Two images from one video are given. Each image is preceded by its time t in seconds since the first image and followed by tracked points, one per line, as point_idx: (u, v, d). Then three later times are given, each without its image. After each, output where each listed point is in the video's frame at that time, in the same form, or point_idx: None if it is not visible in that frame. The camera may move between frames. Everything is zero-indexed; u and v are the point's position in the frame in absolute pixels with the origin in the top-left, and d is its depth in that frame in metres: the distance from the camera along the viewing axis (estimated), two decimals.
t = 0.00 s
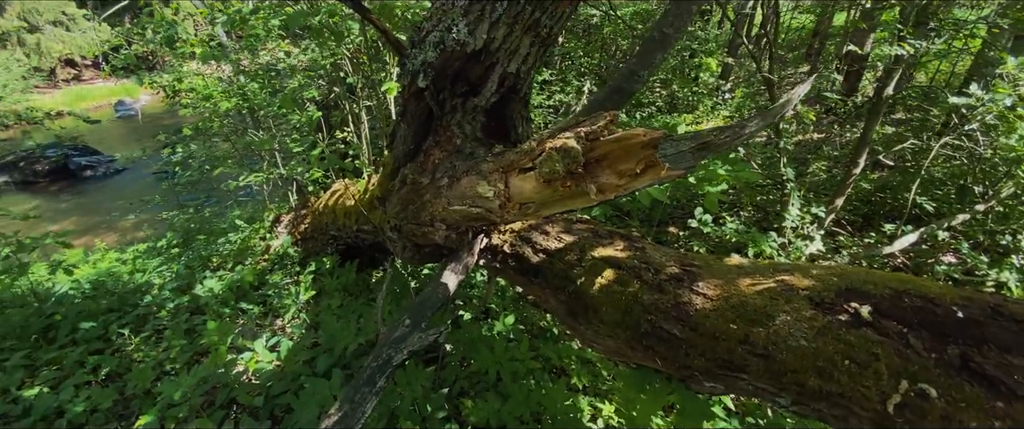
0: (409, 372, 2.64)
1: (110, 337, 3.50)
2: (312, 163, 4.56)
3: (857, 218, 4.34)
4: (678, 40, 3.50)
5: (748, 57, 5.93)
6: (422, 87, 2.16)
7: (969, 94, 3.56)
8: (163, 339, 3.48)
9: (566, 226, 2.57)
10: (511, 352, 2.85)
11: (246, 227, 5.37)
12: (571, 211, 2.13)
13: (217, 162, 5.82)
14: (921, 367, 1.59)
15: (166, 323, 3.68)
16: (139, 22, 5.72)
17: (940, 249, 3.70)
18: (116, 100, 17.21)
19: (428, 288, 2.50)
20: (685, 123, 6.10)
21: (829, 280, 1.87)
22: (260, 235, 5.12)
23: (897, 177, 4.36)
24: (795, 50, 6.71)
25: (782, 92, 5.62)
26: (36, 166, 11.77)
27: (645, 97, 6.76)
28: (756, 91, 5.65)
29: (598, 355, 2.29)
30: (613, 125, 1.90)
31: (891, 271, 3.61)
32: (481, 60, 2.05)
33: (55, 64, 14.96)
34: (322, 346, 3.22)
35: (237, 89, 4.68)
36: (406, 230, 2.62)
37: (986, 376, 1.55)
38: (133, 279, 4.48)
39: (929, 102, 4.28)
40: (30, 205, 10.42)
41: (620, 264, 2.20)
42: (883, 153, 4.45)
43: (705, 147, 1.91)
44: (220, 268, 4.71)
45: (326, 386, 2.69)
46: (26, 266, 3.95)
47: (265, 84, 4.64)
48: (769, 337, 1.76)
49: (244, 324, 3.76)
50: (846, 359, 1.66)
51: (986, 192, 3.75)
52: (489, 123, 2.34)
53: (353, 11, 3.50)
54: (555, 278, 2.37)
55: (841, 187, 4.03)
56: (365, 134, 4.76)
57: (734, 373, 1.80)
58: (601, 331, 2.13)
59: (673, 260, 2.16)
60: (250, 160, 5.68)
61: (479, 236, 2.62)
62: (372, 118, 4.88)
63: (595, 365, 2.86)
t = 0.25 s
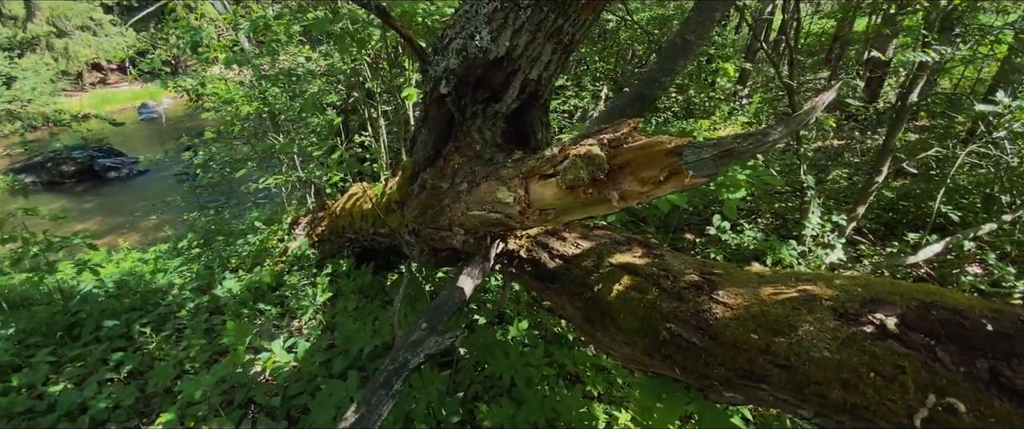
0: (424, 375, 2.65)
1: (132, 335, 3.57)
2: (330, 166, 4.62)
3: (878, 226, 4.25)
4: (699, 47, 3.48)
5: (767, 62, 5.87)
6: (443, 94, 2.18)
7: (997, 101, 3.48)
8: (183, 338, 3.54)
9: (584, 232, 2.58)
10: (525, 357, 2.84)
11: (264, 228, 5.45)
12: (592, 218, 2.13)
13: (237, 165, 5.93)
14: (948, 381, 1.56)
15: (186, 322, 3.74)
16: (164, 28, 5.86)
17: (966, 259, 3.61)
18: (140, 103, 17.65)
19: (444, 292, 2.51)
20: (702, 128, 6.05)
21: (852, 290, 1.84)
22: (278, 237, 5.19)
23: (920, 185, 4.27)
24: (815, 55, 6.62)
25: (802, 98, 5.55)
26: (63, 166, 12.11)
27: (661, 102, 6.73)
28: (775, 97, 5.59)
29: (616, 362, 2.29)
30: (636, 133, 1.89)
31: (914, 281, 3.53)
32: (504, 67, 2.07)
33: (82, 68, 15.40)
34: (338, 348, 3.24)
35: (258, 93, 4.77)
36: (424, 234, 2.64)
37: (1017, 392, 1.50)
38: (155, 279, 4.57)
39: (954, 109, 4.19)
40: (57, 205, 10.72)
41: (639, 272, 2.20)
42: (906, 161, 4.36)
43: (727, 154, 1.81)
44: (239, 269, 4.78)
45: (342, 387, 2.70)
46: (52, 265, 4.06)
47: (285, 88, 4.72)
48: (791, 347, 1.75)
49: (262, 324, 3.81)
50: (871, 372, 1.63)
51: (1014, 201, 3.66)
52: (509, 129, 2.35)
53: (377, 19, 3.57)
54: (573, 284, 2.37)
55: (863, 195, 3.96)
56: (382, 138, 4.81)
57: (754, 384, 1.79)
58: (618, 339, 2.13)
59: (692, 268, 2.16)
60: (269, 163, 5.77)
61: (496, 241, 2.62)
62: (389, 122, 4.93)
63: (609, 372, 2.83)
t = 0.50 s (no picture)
0: (443, 378, 2.66)
1: (158, 332, 3.65)
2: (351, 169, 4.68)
3: (905, 233, 4.14)
4: (723, 52, 3.45)
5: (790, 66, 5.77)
6: (467, 98, 2.21)
7: None
8: (207, 337, 3.61)
9: (603, 236, 2.57)
10: (543, 361, 2.83)
11: (286, 229, 5.55)
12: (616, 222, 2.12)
13: (260, 167, 6.05)
14: (983, 394, 1.52)
15: (210, 321, 3.82)
16: (192, 33, 6.01)
17: (998, 268, 3.50)
18: (167, 106, 18.12)
19: (464, 295, 2.52)
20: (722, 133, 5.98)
21: (881, 299, 1.79)
22: (299, 238, 5.28)
23: (951, 191, 4.15)
24: (839, 58, 6.50)
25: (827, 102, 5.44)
26: (93, 168, 12.50)
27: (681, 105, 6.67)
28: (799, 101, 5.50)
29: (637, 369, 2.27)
30: (663, 137, 1.85)
31: (944, 290, 3.42)
32: (528, 72, 2.08)
33: (113, 72, 15.88)
34: (357, 348, 3.27)
35: (281, 97, 4.86)
36: (445, 237, 2.66)
37: None
38: (180, 278, 4.68)
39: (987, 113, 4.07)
40: (87, 206, 11.06)
41: (660, 277, 2.19)
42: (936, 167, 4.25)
43: (755, 160, 1.88)
44: (261, 270, 4.87)
45: (361, 388, 2.73)
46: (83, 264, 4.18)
47: (308, 92, 4.80)
48: (818, 356, 1.72)
49: (283, 324, 3.87)
50: (901, 383, 1.60)
51: None
52: (531, 133, 2.37)
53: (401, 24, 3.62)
54: (593, 289, 2.37)
55: (891, 202, 3.87)
56: (402, 141, 4.86)
57: (780, 393, 1.77)
58: (639, 345, 2.12)
59: (714, 274, 2.14)
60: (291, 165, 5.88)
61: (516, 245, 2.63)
62: (409, 125, 4.98)
63: (628, 378, 2.79)
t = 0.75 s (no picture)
0: (459, 379, 2.66)
1: (181, 330, 3.73)
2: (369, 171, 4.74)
3: (931, 239, 4.04)
4: (747, 56, 3.42)
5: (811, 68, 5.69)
6: (489, 101, 2.22)
7: None
8: (228, 334, 3.68)
9: (621, 240, 2.56)
10: (559, 364, 2.82)
11: (305, 230, 5.64)
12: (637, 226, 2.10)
13: (280, 168, 6.15)
14: (1016, 406, 1.47)
15: (230, 319, 3.89)
16: (215, 37, 6.15)
17: None
18: (189, 108, 18.54)
19: (480, 297, 2.53)
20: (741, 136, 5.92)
21: (908, 306, 1.76)
22: (316, 239, 5.35)
23: (980, 197, 4.05)
24: (861, 60, 6.39)
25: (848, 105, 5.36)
26: (118, 168, 12.83)
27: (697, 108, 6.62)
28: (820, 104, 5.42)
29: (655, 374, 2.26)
30: (688, 140, 1.82)
31: (972, 298, 3.33)
32: (550, 75, 2.09)
33: (138, 75, 16.29)
34: (374, 348, 3.30)
35: (302, 100, 4.94)
36: (463, 238, 2.68)
37: None
38: (202, 277, 4.77)
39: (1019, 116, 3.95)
40: (112, 205, 11.35)
41: (679, 281, 2.18)
42: (964, 171, 4.14)
43: (778, 163, 1.88)
44: (279, 269, 4.95)
45: (377, 388, 2.74)
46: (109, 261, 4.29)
47: (328, 95, 4.88)
48: (842, 364, 1.69)
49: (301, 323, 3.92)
50: (929, 393, 1.56)
51: None
52: (552, 135, 2.38)
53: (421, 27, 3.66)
54: (610, 293, 2.36)
55: (916, 207, 3.78)
56: (420, 143, 4.89)
57: (802, 401, 1.74)
58: (658, 349, 2.11)
59: (735, 279, 2.12)
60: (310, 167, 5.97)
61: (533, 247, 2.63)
62: (426, 127, 5.02)
63: (644, 383, 2.76)
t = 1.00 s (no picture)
0: (475, 382, 2.66)
1: (204, 328, 3.81)
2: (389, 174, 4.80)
3: (959, 248, 3.93)
4: (771, 61, 3.38)
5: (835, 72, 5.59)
6: (511, 106, 2.24)
7: None
8: (249, 333, 3.74)
9: (640, 245, 2.55)
10: (575, 369, 2.81)
11: (324, 232, 5.72)
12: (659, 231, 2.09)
13: (300, 170, 6.25)
14: None
15: (251, 318, 3.96)
16: (238, 42, 6.27)
17: None
18: (213, 111, 18.97)
19: (498, 300, 2.54)
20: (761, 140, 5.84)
21: (938, 316, 1.71)
22: (335, 240, 5.42)
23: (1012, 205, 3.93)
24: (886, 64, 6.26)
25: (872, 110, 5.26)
26: (144, 169, 13.18)
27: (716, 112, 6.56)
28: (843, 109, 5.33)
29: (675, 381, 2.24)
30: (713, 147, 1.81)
31: (1003, 309, 3.22)
32: (572, 80, 2.09)
33: (164, 78, 16.72)
34: (391, 349, 3.32)
35: (322, 103, 5.03)
36: (482, 242, 2.70)
37: None
38: (224, 276, 4.87)
39: None
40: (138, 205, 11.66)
41: (700, 288, 2.16)
42: (995, 178, 4.03)
43: (803, 170, 1.86)
44: (299, 270, 5.02)
45: (394, 389, 2.76)
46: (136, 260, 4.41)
47: (349, 99, 4.95)
48: (868, 374, 1.65)
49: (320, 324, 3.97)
50: (959, 406, 1.52)
51: None
52: (574, 140, 2.37)
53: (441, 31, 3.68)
54: (629, 298, 2.35)
55: (944, 214, 3.68)
56: (437, 147, 4.92)
57: (826, 411, 1.71)
58: (678, 356, 2.09)
59: (757, 286, 2.10)
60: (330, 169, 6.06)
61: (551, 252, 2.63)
62: (444, 130, 5.05)
63: (662, 390, 2.73)
